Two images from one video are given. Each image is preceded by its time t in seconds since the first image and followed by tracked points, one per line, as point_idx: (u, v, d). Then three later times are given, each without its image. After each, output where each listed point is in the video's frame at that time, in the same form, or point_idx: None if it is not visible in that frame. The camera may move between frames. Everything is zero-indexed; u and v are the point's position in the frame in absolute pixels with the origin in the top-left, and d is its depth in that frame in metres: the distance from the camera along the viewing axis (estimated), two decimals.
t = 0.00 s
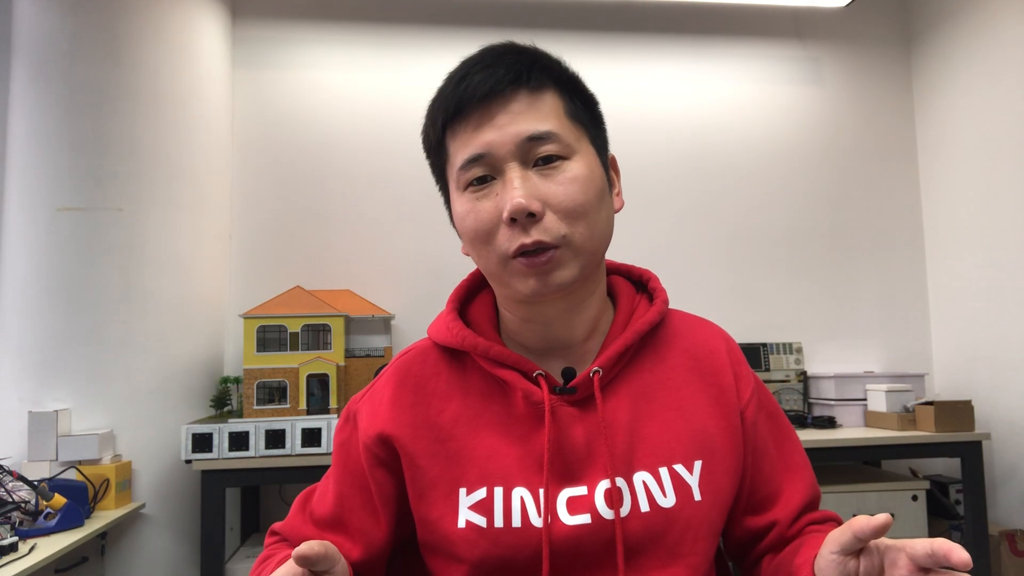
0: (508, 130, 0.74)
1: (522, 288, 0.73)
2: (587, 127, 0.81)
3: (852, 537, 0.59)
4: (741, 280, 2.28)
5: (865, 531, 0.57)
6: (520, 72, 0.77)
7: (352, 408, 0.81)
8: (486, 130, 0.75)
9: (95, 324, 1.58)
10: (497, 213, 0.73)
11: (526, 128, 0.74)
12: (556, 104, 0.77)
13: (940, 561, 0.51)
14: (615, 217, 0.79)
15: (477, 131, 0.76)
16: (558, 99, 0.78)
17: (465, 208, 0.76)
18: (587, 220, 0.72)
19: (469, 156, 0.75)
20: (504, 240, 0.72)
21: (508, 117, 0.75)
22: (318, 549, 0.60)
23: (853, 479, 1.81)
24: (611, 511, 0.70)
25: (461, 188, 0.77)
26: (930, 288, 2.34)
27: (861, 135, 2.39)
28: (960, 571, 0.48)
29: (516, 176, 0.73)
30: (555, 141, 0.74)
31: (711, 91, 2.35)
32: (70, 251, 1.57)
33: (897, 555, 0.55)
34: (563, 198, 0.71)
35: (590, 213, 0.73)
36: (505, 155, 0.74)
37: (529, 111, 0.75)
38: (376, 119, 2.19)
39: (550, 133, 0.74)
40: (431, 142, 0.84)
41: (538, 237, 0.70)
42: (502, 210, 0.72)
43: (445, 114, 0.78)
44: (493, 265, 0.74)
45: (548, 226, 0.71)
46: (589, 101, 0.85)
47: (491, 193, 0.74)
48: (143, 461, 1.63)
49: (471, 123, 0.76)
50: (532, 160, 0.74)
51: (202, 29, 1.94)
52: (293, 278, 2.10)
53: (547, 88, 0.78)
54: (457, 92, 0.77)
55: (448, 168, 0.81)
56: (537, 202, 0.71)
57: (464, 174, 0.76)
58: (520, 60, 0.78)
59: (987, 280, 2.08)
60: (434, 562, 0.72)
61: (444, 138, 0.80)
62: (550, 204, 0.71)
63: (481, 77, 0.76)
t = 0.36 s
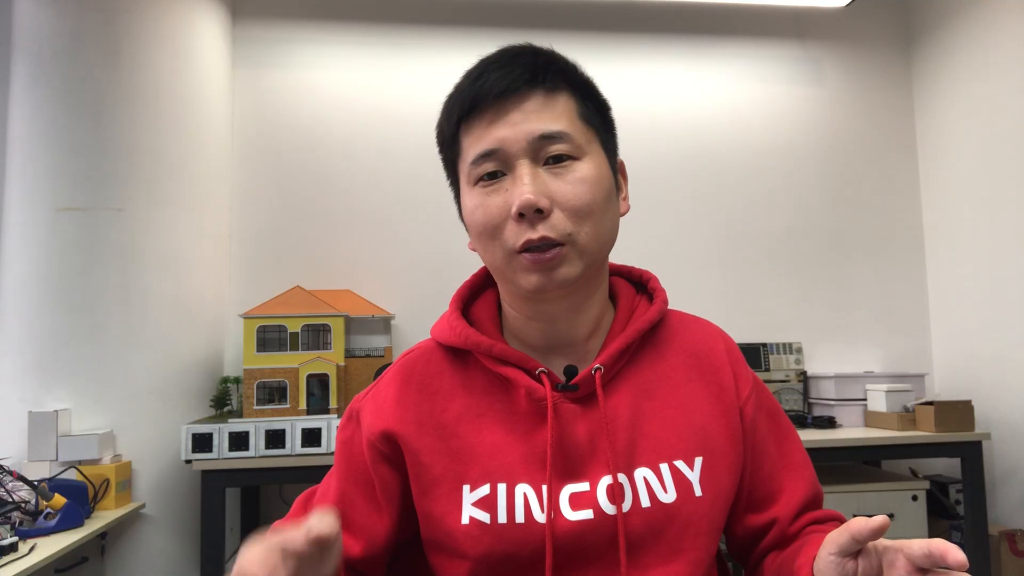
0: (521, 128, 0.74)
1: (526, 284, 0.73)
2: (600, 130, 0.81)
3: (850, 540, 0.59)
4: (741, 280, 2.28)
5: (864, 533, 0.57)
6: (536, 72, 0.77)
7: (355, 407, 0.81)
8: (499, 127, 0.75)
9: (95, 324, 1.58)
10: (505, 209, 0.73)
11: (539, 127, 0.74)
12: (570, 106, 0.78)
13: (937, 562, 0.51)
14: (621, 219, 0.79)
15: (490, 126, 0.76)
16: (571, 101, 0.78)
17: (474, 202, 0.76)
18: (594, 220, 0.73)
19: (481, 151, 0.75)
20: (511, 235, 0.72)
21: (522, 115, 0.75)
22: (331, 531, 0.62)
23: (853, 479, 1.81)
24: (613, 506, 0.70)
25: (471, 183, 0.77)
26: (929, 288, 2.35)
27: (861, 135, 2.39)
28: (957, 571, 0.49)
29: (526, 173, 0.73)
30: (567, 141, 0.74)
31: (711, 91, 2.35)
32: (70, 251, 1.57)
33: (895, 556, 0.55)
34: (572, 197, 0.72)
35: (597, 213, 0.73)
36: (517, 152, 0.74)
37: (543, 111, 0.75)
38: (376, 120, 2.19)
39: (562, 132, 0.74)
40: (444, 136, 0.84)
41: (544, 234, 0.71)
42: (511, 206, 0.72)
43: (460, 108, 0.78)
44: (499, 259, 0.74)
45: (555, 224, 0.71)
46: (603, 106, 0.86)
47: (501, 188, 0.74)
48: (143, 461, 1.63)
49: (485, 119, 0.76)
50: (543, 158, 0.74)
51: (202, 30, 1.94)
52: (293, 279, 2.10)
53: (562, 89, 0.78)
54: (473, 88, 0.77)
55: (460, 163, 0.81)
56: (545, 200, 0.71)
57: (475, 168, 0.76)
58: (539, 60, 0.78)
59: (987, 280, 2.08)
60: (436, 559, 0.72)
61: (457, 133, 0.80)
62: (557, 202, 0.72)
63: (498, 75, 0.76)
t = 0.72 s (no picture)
0: (534, 115, 0.75)
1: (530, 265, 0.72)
2: (611, 128, 0.82)
3: (850, 540, 0.59)
4: (741, 281, 2.28)
5: (863, 532, 0.57)
6: (551, 67, 0.79)
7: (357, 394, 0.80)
8: (513, 115, 0.76)
9: (95, 324, 1.58)
10: (514, 190, 0.73)
11: (551, 115, 0.75)
12: (582, 100, 0.79)
13: (937, 562, 0.51)
14: (628, 213, 0.79)
15: (504, 114, 0.77)
16: (584, 97, 0.80)
17: (484, 186, 0.76)
18: (601, 205, 0.72)
19: (494, 137, 0.76)
20: (518, 215, 0.72)
21: (535, 104, 0.77)
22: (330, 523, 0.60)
23: (853, 479, 1.81)
24: (613, 502, 0.70)
25: (483, 168, 0.77)
26: (930, 288, 2.34)
27: (860, 135, 2.40)
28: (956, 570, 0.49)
29: (536, 156, 0.73)
30: (577, 129, 0.76)
31: (710, 92, 2.35)
32: (70, 251, 1.57)
33: (894, 556, 0.55)
34: (580, 180, 0.72)
35: (604, 198, 0.73)
36: (529, 137, 0.75)
37: (555, 101, 0.77)
38: (376, 120, 2.19)
39: (573, 121, 0.75)
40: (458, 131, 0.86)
41: (551, 213, 0.70)
42: (520, 187, 0.72)
43: (477, 100, 0.80)
44: (505, 241, 0.74)
45: (562, 204, 0.71)
46: (616, 111, 0.87)
47: (511, 171, 0.74)
48: (143, 461, 1.63)
49: (499, 108, 0.78)
50: (554, 145, 0.75)
51: (202, 31, 1.94)
52: (293, 279, 2.10)
53: (576, 86, 0.80)
54: (490, 79, 0.79)
55: (473, 153, 0.82)
56: (554, 180, 0.71)
57: (488, 154, 0.77)
58: (554, 57, 0.81)
59: (986, 280, 2.08)
60: (426, 553, 0.70)
61: (471, 124, 0.82)
62: (566, 184, 0.71)
63: (515, 68, 0.78)
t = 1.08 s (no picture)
0: (562, 110, 0.75)
1: (541, 261, 0.72)
2: (632, 134, 0.83)
3: (851, 540, 0.59)
4: (741, 281, 2.28)
5: (864, 532, 0.57)
6: (584, 65, 0.80)
7: (356, 401, 0.80)
8: (540, 107, 0.76)
9: (95, 324, 1.58)
10: (534, 183, 0.72)
11: (579, 112, 0.75)
12: (609, 102, 0.79)
13: (938, 563, 0.51)
14: (639, 221, 0.79)
15: (531, 105, 0.77)
16: (612, 99, 0.81)
17: (501, 175, 0.75)
18: (618, 210, 0.72)
19: (518, 127, 0.76)
20: (535, 210, 0.71)
21: (563, 99, 0.76)
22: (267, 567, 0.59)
23: (853, 479, 1.81)
24: (616, 504, 0.70)
25: (502, 157, 0.77)
26: (929, 288, 2.35)
27: (860, 135, 2.40)
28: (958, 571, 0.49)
29: (559, 153, 0.73)
30: (602, 131, 0.75)
31: (711, 91, 2.35)
32: (70, 251, 1.57)
33: (896, 557, 0.55)
34: (601, 183, 0.72)
35: (622, 204, 0.73)
36: (554, 132, 0.75)
37: (584, 99, 0.77)
38: (376, 120, 2.19)
39: (600, 122, 0.75)
40: (479, 116, 0.85)
41: (568, 213, 0.70)
42: (540, 180, 0.72)
43: (504, 86, 0.79)
44: (518, 235, 0.73)
45: (581, 205, 0.70)
46: (638, 117, 0.88)
47: (532, 164, 0.74)
48: (143, 461, 1.63)
49: (527, 98, 0.78)
50: (577, 143, 0.75)
51: (202, 30, 1.94)
52: (293, 278, 2.10)
53: (605, 87, 0.80)
54: (521, 68, 0.79)
55: (491, 140, 0.81)
56: (575, 179, 0.71)
57: (509, 143, 0.76)
58: (587, 55, 0.81)
59: (986, 280, 2.08)
60: (430, 557, 0.72)
61: (495, 110, 0.81)
62: (586, 185, 0.71)
63: (547, 60, 0.78)
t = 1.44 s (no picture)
0: (548, 131, 0.73)
1: (533, 290, 0.73)
2: (624, 138, 0.81)
3: (854, 541, 0.59)
4: (741, 281, 2.28)
5: (867, 534, 0.57)
6: (570, 73, 0.76)
7: (356, 406, 0.80)
8: (525, 127, 0.74)
9: (94, 324, 1.58)
10: (522, 212, 0.72)
11: (566, 133, 0.73)
12: (598, 112, 0.77)
13: (942, 566, 0.51)
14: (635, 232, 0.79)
15: (516, 125, 0.75)
16: (601, 107, 0.78)
17: (489, 200, 0.75)
18: (610, 233, 0.72)
19: (503, 150, 0.74)
20: (525, 240, 0.72)
21: (549, 118, 0.74)
22: None
23: (853, 479, 1.81)
24: (617, 509, 0.70)
25: (489, 179, 0.76)
26: (929, 288, 2.35)
27: (860, 135, 2.40)
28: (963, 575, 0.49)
29: (547, 179, 0.72)
30: (592, 150, 0.74)
31: (711, 91, 2.35)
32: (70, 251, 1.56)
33: (900, 559, 0.55)
34: (591, 209, 0.71)
35: (613, 227, 0.73)
36: (541, 156, 0.73)
37: (571, 116, 0.74)
38: (376, 119, 2.18)
39: (589, 141, 0.73)
40: (463, 125, 0.84)
41: (559, 245, 0.70)
42: (529, 211, 0.71)
43: (487, 100, 0.77)
44: (509, 262, 0.74)
45: (571, 236, 0.70)
46: (629, 112, 0.85)
47: (519, 190, 0.73)
48: (143, 461, 1.62)
49: (511, 116, 0.76)
50: (566, 166, 0.74)
51: (202, 30, 1.94)
52: (293, 278, 2.10)
53: (594, 93, 0.77)
54: (504, 82, 0.76)
55: (478, 155, 0.80)
56: (565, 210, 0.70)
57: (495, 166, 0.75)
58: (573, 61, 0.77)
59: (986, 279, 2.08)
60: (433, 561, 0.72)
61: (479, 123, 0.79)
62: (576, 213, 0.71)
63: (530, 73, 0.75)
